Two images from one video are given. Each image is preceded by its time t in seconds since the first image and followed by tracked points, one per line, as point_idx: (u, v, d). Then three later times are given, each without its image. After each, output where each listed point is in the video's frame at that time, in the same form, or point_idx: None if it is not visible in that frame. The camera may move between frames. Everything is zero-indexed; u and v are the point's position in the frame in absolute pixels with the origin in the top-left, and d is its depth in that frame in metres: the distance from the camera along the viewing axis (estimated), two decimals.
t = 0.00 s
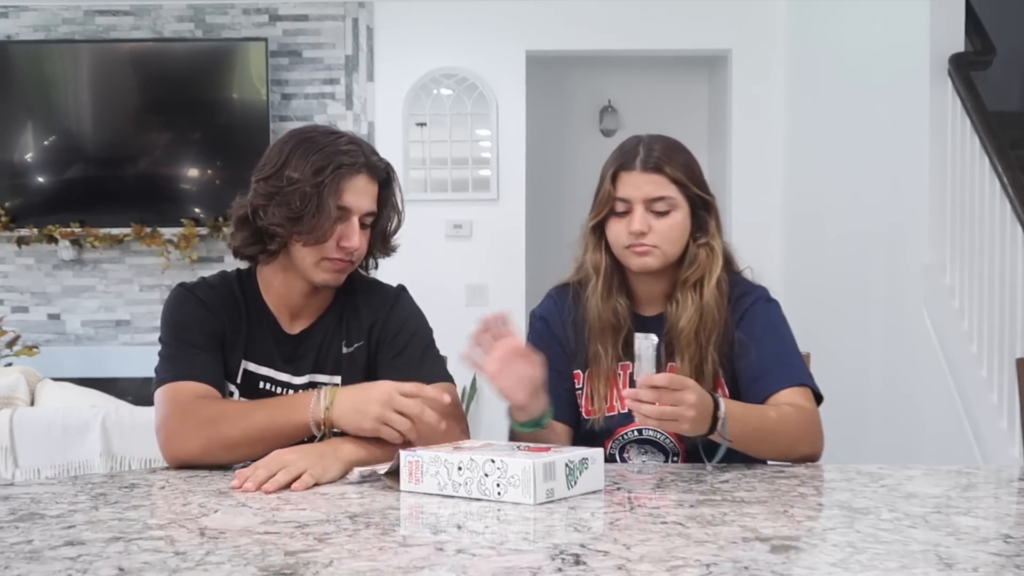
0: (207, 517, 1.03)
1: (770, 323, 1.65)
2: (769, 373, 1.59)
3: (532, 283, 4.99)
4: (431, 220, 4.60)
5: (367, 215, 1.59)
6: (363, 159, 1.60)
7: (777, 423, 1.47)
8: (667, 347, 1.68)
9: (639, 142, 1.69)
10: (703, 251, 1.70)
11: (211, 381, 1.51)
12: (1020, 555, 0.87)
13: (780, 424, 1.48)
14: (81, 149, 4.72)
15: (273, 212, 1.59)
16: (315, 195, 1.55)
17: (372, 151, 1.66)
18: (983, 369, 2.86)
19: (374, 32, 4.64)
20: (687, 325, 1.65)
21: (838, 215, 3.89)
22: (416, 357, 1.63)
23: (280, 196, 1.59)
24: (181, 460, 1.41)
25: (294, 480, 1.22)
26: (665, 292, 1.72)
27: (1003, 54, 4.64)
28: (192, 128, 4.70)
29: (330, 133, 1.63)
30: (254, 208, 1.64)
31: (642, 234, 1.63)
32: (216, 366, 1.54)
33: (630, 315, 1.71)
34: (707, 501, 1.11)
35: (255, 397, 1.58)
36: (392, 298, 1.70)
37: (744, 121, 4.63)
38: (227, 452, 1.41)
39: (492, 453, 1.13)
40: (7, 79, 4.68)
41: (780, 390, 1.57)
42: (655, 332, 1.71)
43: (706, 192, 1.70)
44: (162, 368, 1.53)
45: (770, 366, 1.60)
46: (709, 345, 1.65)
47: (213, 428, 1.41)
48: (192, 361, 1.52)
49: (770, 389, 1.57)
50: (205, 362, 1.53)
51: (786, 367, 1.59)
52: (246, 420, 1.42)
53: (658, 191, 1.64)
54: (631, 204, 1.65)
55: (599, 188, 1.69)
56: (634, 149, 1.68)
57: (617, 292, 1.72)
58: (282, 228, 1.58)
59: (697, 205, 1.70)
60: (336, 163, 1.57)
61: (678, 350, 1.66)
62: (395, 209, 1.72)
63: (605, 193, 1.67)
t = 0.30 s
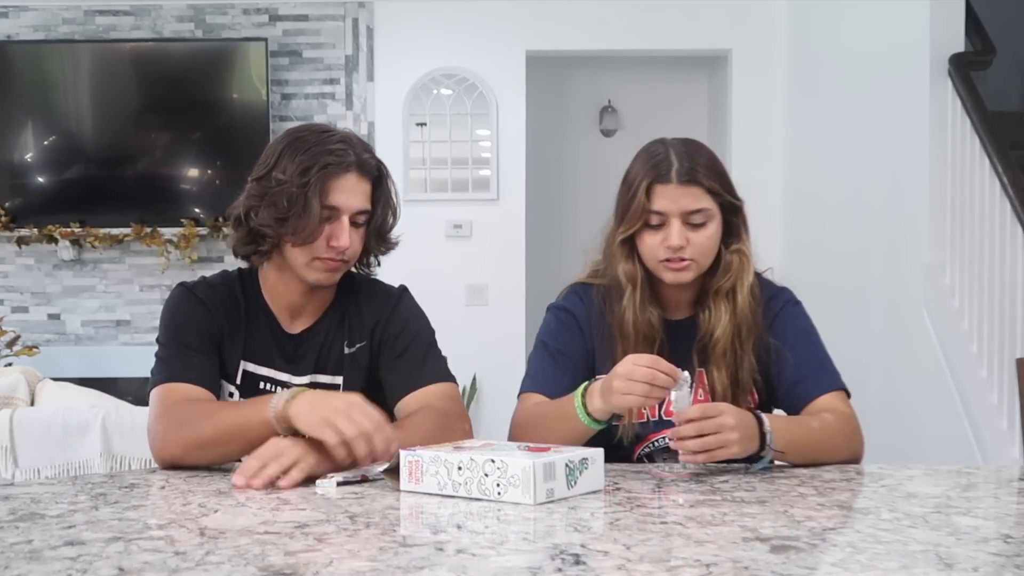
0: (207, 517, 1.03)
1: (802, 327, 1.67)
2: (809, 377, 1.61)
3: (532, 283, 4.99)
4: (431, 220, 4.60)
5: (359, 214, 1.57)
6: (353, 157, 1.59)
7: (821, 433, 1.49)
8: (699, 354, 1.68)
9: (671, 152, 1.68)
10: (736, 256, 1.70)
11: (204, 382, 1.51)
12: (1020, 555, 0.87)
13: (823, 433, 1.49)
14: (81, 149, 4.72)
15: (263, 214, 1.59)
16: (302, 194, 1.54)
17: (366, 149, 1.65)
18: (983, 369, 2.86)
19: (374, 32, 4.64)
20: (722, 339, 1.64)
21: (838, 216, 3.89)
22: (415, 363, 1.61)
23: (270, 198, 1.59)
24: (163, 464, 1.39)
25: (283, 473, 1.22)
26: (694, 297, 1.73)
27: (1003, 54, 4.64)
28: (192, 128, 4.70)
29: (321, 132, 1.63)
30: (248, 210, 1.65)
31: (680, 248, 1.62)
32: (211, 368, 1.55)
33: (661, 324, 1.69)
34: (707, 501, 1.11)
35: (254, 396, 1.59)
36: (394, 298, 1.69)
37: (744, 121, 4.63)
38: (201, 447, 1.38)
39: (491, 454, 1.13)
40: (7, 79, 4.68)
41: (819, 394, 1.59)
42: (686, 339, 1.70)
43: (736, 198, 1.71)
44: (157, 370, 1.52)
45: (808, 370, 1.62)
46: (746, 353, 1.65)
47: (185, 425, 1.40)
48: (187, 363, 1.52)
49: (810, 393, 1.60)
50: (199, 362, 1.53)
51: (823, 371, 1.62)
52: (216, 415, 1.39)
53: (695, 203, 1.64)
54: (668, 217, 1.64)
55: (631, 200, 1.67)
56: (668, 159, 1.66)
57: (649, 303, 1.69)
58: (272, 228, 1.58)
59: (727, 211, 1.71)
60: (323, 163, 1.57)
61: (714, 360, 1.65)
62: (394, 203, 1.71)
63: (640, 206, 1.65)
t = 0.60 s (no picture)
0: (207, 517, 1.03)
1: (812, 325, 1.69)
2: (816, 374, 1.62)
3: (532, 283, 4.99)
4: (431, 220, 4.60)
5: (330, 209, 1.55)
6: (315, 153, 1.56)
7: (833, 426, 1.50)
8: (711, 353, 1.68)
9: (688, 149, 1.66)
10: (750, 255, 1.70)
11: (171, 390, 1.52)
12: (1020, 555, 0.87)
13: (835, 425, 1.50)
14: (81, 149, 4.72)
15: (235, 222, 1.58)
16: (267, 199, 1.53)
17: (336, 141, 1.62)
18: (983, 369, 2.86)
19: (374, 32, 4.64)
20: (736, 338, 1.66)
21: (838, 216, 3.88)
22: (416, 364, 1.60)
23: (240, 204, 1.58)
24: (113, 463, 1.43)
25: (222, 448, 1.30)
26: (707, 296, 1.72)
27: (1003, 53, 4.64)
28: (192, 128, 4.70)
29: (287, 131, 1.60)
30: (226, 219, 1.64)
31: (696, 246, 1.63)
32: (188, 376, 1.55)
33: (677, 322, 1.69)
34: (707, 501, 1.11)
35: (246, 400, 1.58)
36: (390, 299, 1.67)
37: (744, 121, 4.63)
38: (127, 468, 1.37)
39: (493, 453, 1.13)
40: (7, 79, 4.68)
41: (827, 390, 1.60)
42: (697, 337, 1.71)
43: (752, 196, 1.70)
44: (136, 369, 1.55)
45: (816, 367, 1.63)
46: (759, 352, 1.67)
47: (131, 437, 1.40)
48: (160, 368, 1.53)
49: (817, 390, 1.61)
50: (172, 369, 1.53)
51: (831, 369, 1.63)
52: (152, 437, 1.37)
53: (713, 202, 1.63)
54: (686, 214, 1.63)
55: (649, 196, 1.65)
56: (686, 156, 1.65)
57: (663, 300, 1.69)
58: (243, 233, 1.57)
59: (742, 209, 1.70)
60: (284, 163, 1.54)
61: (727, 359, 1.66)
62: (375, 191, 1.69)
63: (659, 202, 1.63)
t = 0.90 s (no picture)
0: (207, 517, 1.03)
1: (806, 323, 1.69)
2: (812, 370, 1.63)
3: (532, 283, 5.00)
4: (432, 220, 4.60)
5: (298, 208, 1.52)
6: (279, 153, 1.53)
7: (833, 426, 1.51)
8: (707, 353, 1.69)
9: (679, 152, 1.67)
10: (742, 255, 1.70)
11: (157, 396, 1.54)
12: (1020, 555, 0.87)
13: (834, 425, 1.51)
14: (81, 149, 4.72)
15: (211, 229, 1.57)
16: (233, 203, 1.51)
17: (307, 139, 1.59)
18: (983, 369, 2.86)
19: (373, 32, 4.64)
20: (731, 337, 1.66)
21: (838, 216, 3.88)
22: (406, 363, 1.58)
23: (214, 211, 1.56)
24: (98, 467, 1.44)
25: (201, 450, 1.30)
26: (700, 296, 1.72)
27: (1004, 53, 4.64)
28: (192, 128, 4.70)
29: (256, 134, 1.58)
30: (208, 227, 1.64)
31: (690, 249, 1.62)
32: (170, 380, 1.56)
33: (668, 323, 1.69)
34: (706, 501, 1.11)
35: (233, 403, 1.58)
36: (378, 296, 1.65)
37: (744, 121, 4.63)
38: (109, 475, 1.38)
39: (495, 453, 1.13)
40: (7, 80, 4.68)
41: (823, 386, 1.61)
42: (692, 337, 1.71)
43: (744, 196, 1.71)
44: (123, 373, 1.56)
45: (809, 364, 1.64)
46: (753, 350, 1.67)
47: (116, 442, 1.40)
48: (142, 373, 1.54)
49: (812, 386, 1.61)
50: (156, 374, 1.54)
51: (826, 365, 1.63)
52: (131, 445, 1.37)
53: (706, 203, 1.63)
54: (679, 217, 1.63)
55: (642, 201, 1.64)
56: (677, 159, 1.65)
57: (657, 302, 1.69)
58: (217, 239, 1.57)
59: (735, 211, 1.70)
60: (249, 167, 1.52)
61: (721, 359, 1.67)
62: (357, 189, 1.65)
63: (652, 206, 1.63)
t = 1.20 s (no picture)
0: (207, 517, 1.03)
1: (789, 322, 1.68)
2: (794, 370, 1.62)
3: (532, 283, 5.00)
4: (432, 220, 4.60)
5: (285, 213, 1.52)
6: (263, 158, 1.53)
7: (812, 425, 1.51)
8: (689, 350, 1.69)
9: (663, 152, 1.67)
10: (725, 254, 1.70)
11: (154, 398, 1.54)
12: (1020, 555, 0.87)
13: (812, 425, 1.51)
14: (81, 149, 4.72)
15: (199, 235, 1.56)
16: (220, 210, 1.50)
17: (289, 142, 1.58)
18: (983, 369, 2.86)
19: (373, 32, 4.64)
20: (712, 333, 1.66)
21: (838, 216, 3.88)
22: (405, 365, 1.58)
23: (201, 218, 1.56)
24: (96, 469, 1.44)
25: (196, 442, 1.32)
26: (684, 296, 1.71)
27: (1003, 54, 4.64)
28: (192, 128, 4.70)
29: (238, 139, 1.58)
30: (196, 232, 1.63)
31: (675, 247, 1.62)
32: (167, 382, 1.56)
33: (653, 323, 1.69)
34: (706, 501, 1.11)
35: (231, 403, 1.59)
36: (376, 298, 1.65)
37: (744, 120, 4.63)
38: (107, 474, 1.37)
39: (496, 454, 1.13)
40: (7, 79, 4.68)
41: (805, 385, 1.60)
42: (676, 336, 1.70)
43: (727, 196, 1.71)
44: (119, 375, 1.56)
45: (792, 363, 1.63)
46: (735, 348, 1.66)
47: (112, 443, 1.40)
48: (140, 375, 1.54)
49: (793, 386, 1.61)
50: (153, 375, 1.54)
51: (808, 364, 1.63)
52: (129, 443, 1.38)
53: (689, 202, 1.63)
54: (663, 217, 1.63)
55: (627, 201, 1.64)
56: (661, 160, 1.66)
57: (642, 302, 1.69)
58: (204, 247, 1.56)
59: (718, 210, 1.70)
60: (232, 173, 1.51)
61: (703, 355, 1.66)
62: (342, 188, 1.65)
63: (635, 207, 1.63)
